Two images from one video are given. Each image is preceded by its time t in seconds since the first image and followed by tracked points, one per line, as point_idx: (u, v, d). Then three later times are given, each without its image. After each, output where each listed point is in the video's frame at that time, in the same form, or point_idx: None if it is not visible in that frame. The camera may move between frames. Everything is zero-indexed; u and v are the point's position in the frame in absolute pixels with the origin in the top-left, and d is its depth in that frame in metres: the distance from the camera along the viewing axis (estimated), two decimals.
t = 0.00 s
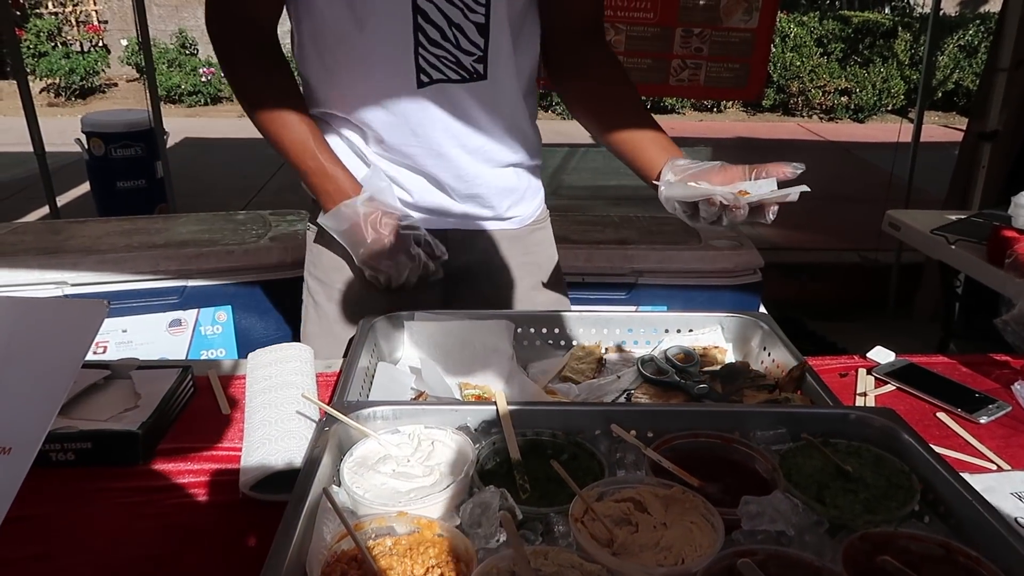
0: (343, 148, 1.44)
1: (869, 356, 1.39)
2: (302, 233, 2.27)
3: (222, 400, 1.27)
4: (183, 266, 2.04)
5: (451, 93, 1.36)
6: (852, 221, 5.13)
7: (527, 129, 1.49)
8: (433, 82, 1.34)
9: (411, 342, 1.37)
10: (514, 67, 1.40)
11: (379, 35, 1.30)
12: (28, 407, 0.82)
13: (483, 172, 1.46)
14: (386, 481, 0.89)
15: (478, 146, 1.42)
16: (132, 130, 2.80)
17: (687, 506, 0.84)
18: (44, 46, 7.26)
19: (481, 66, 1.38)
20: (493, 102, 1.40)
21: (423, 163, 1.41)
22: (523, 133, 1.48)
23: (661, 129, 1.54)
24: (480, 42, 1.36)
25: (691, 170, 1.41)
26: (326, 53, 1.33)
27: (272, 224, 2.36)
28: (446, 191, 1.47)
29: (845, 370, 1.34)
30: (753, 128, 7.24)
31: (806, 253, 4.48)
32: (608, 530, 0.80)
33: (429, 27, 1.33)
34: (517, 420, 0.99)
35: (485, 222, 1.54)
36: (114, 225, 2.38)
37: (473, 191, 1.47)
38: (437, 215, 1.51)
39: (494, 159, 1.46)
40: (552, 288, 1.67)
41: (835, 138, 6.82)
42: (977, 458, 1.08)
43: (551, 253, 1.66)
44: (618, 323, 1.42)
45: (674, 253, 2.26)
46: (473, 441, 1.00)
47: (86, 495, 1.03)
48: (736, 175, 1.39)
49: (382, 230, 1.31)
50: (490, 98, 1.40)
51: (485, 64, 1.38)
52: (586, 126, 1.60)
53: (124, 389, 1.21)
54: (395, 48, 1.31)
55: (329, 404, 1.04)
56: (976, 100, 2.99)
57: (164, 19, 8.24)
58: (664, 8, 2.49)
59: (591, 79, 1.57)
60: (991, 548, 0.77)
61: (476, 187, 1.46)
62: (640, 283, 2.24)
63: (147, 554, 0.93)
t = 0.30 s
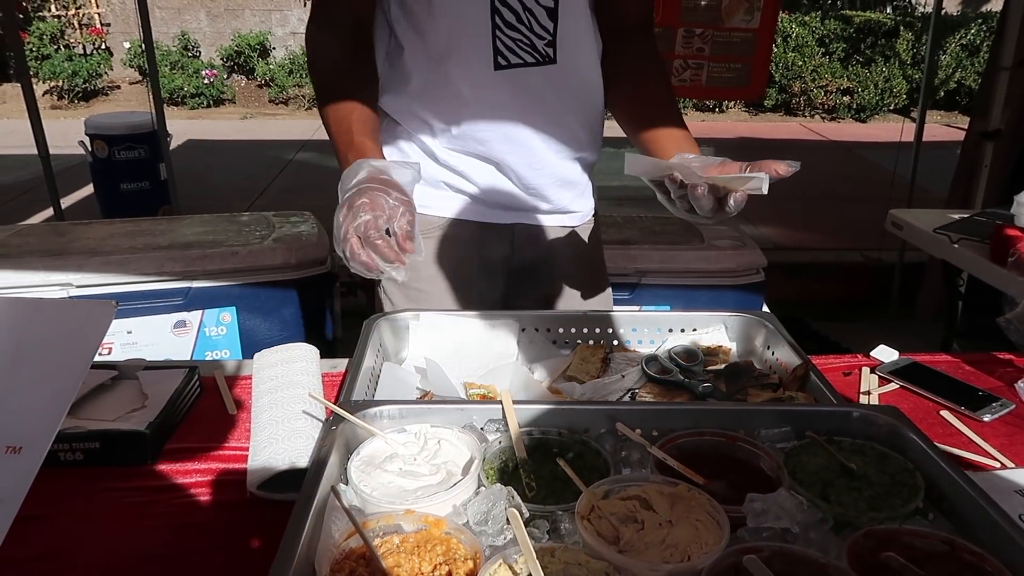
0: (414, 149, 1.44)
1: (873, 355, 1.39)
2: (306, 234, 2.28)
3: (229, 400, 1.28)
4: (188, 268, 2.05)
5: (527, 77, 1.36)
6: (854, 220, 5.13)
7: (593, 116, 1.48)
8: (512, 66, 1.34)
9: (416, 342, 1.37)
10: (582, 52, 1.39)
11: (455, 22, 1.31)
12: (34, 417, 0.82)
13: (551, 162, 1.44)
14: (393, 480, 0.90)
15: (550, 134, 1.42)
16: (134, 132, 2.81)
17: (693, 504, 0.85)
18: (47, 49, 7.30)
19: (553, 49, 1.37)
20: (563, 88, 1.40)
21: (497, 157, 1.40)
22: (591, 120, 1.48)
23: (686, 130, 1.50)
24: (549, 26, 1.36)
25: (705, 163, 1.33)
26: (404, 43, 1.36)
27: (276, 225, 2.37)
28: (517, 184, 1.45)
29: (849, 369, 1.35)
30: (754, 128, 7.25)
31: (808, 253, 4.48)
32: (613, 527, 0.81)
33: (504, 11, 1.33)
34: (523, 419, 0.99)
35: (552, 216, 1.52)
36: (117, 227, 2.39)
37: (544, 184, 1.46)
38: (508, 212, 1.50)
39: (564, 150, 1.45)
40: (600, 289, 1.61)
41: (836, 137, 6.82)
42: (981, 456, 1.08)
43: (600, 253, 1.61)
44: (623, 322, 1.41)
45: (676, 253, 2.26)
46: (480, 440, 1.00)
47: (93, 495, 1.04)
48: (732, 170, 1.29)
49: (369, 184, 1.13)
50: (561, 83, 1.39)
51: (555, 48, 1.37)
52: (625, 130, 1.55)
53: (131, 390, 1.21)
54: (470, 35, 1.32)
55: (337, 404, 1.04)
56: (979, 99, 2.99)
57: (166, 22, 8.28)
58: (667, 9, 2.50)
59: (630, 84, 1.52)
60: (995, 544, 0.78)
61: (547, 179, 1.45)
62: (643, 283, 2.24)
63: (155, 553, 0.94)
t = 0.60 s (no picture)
0: (439, 157, 1.38)
1: (882, 356, 1.39)
2: (313, 236, 2.29)
3: (240, 401, 1.29)
4: (196, 270, 2.06)
5: (550, 72, 1.33)
6: (860, 221, 5.12)
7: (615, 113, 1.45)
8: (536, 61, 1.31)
9: (424, 343, 1.37)
10: (604, 46, 1.36)
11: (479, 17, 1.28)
12: (47, 420, 0.83)
13: (578, 161, 1.41)
14: (405, 480, 0.90)
15: (579, 130, 1.39)
16: (141, 135, 2.83)
17: (703, 504, 0.85)
18: (54, 53, 7.35)
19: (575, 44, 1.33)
20: (590, 81, 1.36)
21: (528, 156, 1.37)
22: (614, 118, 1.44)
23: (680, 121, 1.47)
24: (571, 20, 1.33)
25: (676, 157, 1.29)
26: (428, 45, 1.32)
27: (283, 227, 2.38)
28: (548, 185, 1.41)
29: (857, 369, 1.35)
30: (759, 129, 7.24)
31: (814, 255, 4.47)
32: (624, 527, 0.82)
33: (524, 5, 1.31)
34: (533, 419, 1.00)
35: (578, 220, 1.47)
36: (125, 229, 2.40)
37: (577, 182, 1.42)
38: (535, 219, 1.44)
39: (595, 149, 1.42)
40: (617, 293, 1.60)
41: (841, 139, 6.81)
42: (990, 456, 1.08)
43: (622, 259, 1.59)
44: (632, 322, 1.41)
45: (683, 254, 2.26)
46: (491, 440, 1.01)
47: (107, 495, 1.05)
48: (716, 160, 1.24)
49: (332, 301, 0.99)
50: (585, 78, 1.36)
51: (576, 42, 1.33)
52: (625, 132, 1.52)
53: (142, 391, 1.22)
54: (497, 30, 1.29)
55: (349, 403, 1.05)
56: (986, 100, 2.99)
57: (173, 25, 8.35)
58: (673, 11, 2.50)
59: (636, 79, 1.47)
60: (1006, 544, 0.78)
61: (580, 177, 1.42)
62: (650, 284, 2.24)
63: (168, 552, 0.94)
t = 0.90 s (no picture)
0: (425, 171, 1.38)
1: (890, 358, 1.40)
2: (320, 239, 2.29)
3: (249, 404, 1.30)
4: (204, 273, 2.07)
5: (538, 79, 1.34)
6: (866, 223, 5.11)
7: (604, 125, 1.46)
8: (522, 68, 1.32)
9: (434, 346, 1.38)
10: (593, 54, 1.39)
11: (464, 26, 1.29)
12: (62, 424, 0.84)
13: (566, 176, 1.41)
14: (416, 482, 0.91)
15: (567, 143, 1.39)
16: (147, 139, 2.84)
17: (714, 507, 0.86)
18: (61, 57, 7.39)
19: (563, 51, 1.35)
20: (578, 89, 1.38)
21: (514, 170, 1.37)
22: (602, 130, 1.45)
23: (665, 106, 1.51)
24: (560, 26, 1.34)
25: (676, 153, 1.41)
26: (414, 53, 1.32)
27: (290, 231, 2.39)
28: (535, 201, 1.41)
29: (866, 371, 1.35)
30: (764, 131, 7.23)
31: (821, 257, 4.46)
32: (635, 529, 0.82)
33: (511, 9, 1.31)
34: (543, 421, 1.01)
35: (566, 235, 1.48)
36: (133, 233, 2.41)
37: (562, 197, 1.42)
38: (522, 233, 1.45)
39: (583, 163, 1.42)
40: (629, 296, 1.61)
41: (846, 140, 6.80)
42: (1000, 458, 1.08)
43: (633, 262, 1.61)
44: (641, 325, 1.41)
45: (689, 257, 2.26)
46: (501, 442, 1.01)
47: (120, 498, 1.06)
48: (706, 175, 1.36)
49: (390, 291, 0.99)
50: (573, 86, 1.38)
51: (567, 50, 1.35)
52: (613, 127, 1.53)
53: (153, 395, 1.23)
54: (482, 38, 1.30)
55: (360, 406, 1.06)
56: (993, 101, 2.98)
57: (178, 30, 8.40)
58: (678, 14, 2.51)
59: (628, 78, 1.47)
60: (1017, 547, 0.78)
61: (565, 193, 1.42)
62: (656, 287, 2.25)
63: (181, 554, 0.95)
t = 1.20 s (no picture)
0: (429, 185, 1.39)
1: (901, 367, 1.39)
2: (327, 249, 2.30)
3: (259, 414, 1.30)
4: (212, 282, 2.08)
5: (539, 89, 1.35)
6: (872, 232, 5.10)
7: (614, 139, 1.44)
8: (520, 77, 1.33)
9: (442, 356, 1.38)
10: (604, 69, 1.38)
11: (464, 39, 1.31)
12: (74, 435, 0.84)
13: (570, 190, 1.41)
14: (428, 493, 0.91)
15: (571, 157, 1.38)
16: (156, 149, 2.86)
17: (727, 518, 0.85)
18: (69, 68, 7.46)
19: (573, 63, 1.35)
20: (583, 101, 1.37)
21: (517, 185, 1.36)
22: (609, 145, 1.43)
23: (687, 106, 1.47)
24: (570, 36, 1.33)
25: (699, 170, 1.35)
26: (419, 56, 1.35)
27: (297, 240, 2.40)
28: (538, 215, 1.40)
29: (877, 382, 1.35)
30: (769, 140, 7.24)
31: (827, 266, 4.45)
32: (649, 541, 0.82)
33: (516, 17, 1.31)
34: (555, 432, 1.00)
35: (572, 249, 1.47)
36: (141, 242, 2.42)
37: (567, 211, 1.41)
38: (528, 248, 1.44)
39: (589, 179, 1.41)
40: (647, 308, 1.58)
41: (851, 149, 6.80)
42: (1014, 469, 1.07)
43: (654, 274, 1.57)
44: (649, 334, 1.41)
45: (697, 266, 2.26)
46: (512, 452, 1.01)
47: (131, 508, 1.06)
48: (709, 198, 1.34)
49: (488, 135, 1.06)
50: (579, 98, 1.37)
51: (575, 61, 1.35)
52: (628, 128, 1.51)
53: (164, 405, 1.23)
54: (484, 44, 1.32)
55: (370, 417, 1.06)
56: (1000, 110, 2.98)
57: (186, 41, 8.47)
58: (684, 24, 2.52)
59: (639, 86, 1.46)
60: None
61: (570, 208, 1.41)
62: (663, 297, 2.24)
63: (192, 565, 0.95)
